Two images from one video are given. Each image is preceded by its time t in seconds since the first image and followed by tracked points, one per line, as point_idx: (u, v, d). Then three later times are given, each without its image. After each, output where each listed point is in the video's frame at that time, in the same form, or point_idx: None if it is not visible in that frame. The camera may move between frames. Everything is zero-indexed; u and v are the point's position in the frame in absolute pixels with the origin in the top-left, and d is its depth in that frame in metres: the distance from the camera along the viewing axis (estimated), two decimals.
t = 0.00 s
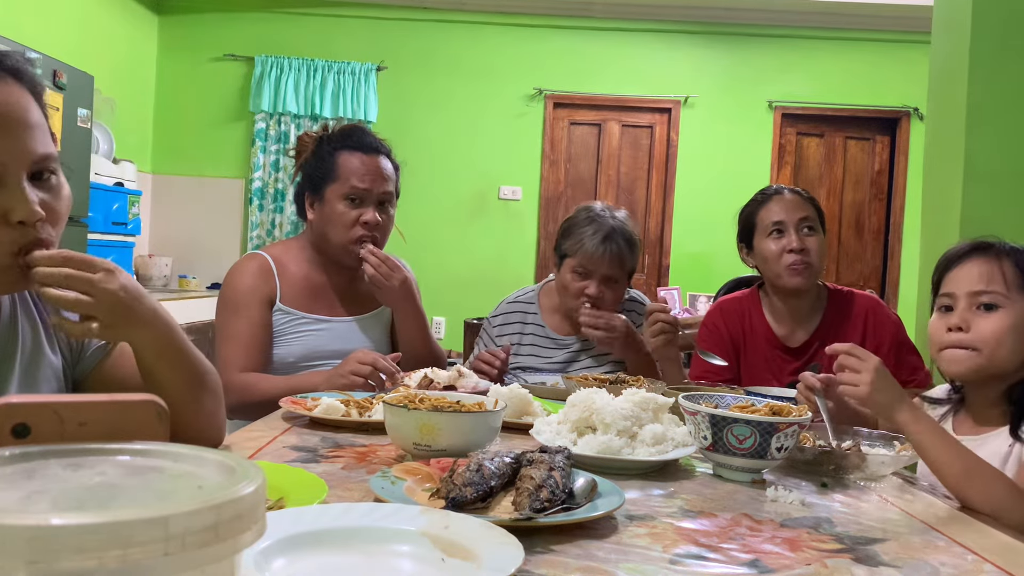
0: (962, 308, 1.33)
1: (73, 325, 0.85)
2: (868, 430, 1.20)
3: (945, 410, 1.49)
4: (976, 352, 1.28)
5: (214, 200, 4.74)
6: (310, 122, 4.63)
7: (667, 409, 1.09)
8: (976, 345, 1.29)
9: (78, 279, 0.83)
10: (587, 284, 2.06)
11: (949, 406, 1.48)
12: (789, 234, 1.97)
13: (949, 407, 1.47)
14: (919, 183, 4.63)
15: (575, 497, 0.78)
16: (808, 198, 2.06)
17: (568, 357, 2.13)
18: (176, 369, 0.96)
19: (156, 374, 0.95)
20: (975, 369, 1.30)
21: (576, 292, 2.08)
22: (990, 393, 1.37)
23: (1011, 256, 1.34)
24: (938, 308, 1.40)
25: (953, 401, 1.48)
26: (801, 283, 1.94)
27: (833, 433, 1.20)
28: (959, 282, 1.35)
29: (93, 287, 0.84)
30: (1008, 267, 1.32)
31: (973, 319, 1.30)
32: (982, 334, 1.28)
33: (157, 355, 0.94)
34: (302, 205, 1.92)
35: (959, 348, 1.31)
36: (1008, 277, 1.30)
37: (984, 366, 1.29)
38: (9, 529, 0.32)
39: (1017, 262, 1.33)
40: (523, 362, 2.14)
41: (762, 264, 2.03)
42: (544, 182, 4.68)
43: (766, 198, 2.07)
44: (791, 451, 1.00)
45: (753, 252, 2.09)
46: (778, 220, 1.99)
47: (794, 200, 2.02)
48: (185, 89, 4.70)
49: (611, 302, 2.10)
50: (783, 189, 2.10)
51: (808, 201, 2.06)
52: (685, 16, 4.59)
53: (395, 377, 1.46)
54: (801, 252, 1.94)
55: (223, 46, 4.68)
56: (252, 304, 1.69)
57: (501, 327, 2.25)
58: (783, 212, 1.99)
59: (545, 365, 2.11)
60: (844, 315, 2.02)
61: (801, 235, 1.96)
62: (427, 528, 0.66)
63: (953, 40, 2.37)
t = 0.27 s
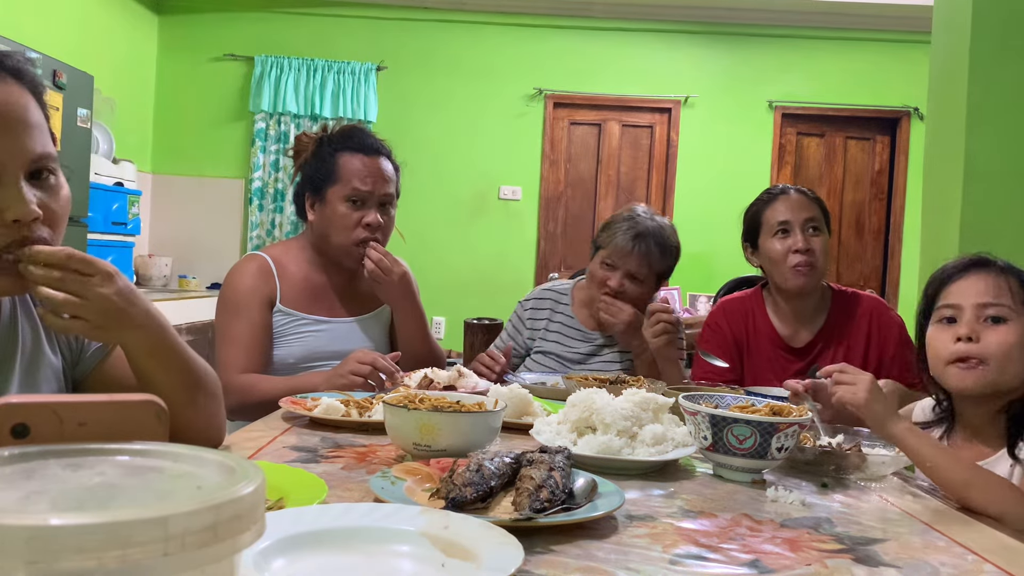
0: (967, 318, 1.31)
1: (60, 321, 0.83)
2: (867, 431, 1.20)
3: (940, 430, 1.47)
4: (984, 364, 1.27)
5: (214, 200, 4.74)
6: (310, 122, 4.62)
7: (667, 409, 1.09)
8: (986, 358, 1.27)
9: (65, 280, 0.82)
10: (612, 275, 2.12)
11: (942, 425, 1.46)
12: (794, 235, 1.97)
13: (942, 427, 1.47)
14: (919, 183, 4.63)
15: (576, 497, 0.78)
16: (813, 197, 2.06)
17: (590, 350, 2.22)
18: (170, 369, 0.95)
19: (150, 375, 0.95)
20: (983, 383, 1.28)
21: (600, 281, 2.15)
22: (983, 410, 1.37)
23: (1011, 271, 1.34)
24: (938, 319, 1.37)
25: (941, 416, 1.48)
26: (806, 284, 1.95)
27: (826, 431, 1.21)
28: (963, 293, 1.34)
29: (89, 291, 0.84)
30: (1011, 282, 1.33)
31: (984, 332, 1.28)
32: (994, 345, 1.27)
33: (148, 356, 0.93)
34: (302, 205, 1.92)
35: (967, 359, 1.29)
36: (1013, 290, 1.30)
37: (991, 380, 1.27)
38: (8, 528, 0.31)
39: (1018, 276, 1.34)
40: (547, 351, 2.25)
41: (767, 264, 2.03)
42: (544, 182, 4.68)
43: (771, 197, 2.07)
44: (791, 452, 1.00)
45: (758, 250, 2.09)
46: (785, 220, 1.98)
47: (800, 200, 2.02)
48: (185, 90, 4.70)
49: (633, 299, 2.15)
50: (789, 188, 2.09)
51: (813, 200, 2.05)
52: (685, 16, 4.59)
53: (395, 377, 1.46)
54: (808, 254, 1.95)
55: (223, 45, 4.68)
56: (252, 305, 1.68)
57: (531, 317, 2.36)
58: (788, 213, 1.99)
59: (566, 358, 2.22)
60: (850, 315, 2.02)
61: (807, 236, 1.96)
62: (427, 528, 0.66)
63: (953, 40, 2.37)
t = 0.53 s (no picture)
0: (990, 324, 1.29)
1: (61, 320, 0.83)
2: (867, 431, 1.20)
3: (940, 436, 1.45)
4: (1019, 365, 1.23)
5: (214, 200, 4.74)
6: (310, 122, 4.62)
7: (667, 409, 1.09)
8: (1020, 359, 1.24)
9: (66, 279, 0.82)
10: (632, 271, 2.15)
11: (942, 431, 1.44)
12: (795, 237, 1.97)
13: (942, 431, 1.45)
14: (919, 183, 4.63)
15: (576, 497, 0.78)
16: (815, 199, 2.06)
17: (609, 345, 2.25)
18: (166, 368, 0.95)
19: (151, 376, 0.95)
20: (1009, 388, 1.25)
21: (621, 278, 2.18)
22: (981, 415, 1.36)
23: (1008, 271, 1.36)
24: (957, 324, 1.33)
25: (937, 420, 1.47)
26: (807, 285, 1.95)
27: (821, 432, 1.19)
28: (973, 298, 1.33)
29: (90, 290, 0.84)
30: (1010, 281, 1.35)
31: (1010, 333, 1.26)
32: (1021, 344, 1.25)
33: (146, 355, 0.93)
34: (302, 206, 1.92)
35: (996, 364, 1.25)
36: None
37: (1020, 383, 1.24)
38: (8, 529, 0.31)
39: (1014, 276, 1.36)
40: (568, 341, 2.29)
41: (769, 265, 2.03)
42: (544, 182, 4.68)
43: (774, 198, 2.07)
44: (791, 452, 1.00)
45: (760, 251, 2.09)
46: (787, 221, 1.98)
47: (803, 202, 2.02)
48: (185, 90, 4.70)
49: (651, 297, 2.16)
50: (792, 189, 2.09)
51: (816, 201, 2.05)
52: (685, 16, 4.59)
53: (395, 377, 1.46)
54: (810, 254, 1.94)
55: (223, 46, 4.68)
56: (252, 306, 1.68)
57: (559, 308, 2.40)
58: (790, 214, 1.99)
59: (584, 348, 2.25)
60: (852, 318, 2.02)
61: (808, 238, 1.96)
62: (427, 528, 0.66)
63: (953, 40, 2.37)
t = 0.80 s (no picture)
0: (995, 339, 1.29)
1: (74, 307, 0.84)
2: (866, 431, 1.20)
3: (941, 436, 1.45)
4: None
5: (214, 200, 4.73)
6: (310, 122, 4.62)
7: (667, 409, 1.09)
8: None
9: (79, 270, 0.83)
10: (633, 262, 2.17)
11: (943, 431, 1.44)
12: (784, 241, 1.96)
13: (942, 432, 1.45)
14: (919, 183, 4.63)
15: (576, 497, 0.78)
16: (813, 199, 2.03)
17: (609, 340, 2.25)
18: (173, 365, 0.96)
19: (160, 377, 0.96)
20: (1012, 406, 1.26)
21: (622, 270, 2.19)
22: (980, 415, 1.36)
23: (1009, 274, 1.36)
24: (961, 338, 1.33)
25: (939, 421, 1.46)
26: (797, 290, 1.95)
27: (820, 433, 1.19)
28: (978, 309, 1.32)
29: (103, 276, 0.85)
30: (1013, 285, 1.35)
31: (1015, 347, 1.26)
32: None
33: (154, 341, 0.93)
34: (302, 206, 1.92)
35: (1001, 385, 1.25)
36: None
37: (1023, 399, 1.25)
38: (8, 528, 0.31)
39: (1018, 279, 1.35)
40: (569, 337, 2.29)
41: (763, 267, 2.03)
42: (544, 182, 4.68)
43: (768, 199, 2.05)
44: (791, 452, 1.00)
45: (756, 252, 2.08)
46: (778, 225, 1.97)
47: (798, 202, 1.99)
48: (185, 90, 4.70)
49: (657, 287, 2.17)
50: (788, 189, 2.06)
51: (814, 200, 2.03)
52: (685, 16, 4.59)
53: (395, 377, 1.46)
54: (799, 259, 1.94)
55: (223, 46, 4.68)
56: (252, 307, 1.68)
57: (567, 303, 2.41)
58: (783, 217, 1.97)
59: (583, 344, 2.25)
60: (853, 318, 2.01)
61: (798, 242, 1.95)
62: (427, 528, 0.66)
63: (953, 41, 2.37)
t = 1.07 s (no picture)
0: (962, 350, 1.31)
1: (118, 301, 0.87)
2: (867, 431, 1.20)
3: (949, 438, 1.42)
4: (987, 392, 1.27)
5: (215, 200, 4.74)
6: (310, 122, 4.62)
7: (667, 409, 1.09)
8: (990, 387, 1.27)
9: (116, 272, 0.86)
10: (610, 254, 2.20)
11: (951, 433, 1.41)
12: (784, 242, 1.96)
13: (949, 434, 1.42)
14: (919, 183, 4.63)
15: (576, 497, 0.78)
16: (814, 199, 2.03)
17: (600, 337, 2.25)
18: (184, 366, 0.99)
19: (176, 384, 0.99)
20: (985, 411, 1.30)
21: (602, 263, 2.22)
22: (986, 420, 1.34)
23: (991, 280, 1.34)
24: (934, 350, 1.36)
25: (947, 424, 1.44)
26: (795, 291, 1.96)
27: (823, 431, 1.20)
28: (950, 321, 1.33)
29: (149, 273, 0.89)
30: (990, 293, 1.33)
31: (978, 358, 1.28)
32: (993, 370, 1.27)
33: (171, 343, 0.98)
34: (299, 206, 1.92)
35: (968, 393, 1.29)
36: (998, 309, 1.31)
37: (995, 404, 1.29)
38: (8, 528, 0.31)
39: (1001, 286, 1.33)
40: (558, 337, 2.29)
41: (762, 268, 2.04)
42: (545, 182, 4.68)
43: (768, 199, 2.06)
44: (791, 452, 1.00)
45: (756, 253, 2.09)
46: (777, 226, 1.97)
47: (798, 203, 1.99)
48: (184, 90, 4.70)
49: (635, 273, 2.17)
50: (789, 189, 2.06)
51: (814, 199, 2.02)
52: (684, 16, 4.59)
53: (395, 377, 1.46)
54: (797, 260, 1.94)
55: (223, 46, 4.68)
56: (250, 307, 1.68)
57: (553, 303, 2.42)
58: (783, 217, 1.97)
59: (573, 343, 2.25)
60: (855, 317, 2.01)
61: (797, 243, 1.95)
62: (427, 528, 0.66)
63: (953, 40, 2.37)
